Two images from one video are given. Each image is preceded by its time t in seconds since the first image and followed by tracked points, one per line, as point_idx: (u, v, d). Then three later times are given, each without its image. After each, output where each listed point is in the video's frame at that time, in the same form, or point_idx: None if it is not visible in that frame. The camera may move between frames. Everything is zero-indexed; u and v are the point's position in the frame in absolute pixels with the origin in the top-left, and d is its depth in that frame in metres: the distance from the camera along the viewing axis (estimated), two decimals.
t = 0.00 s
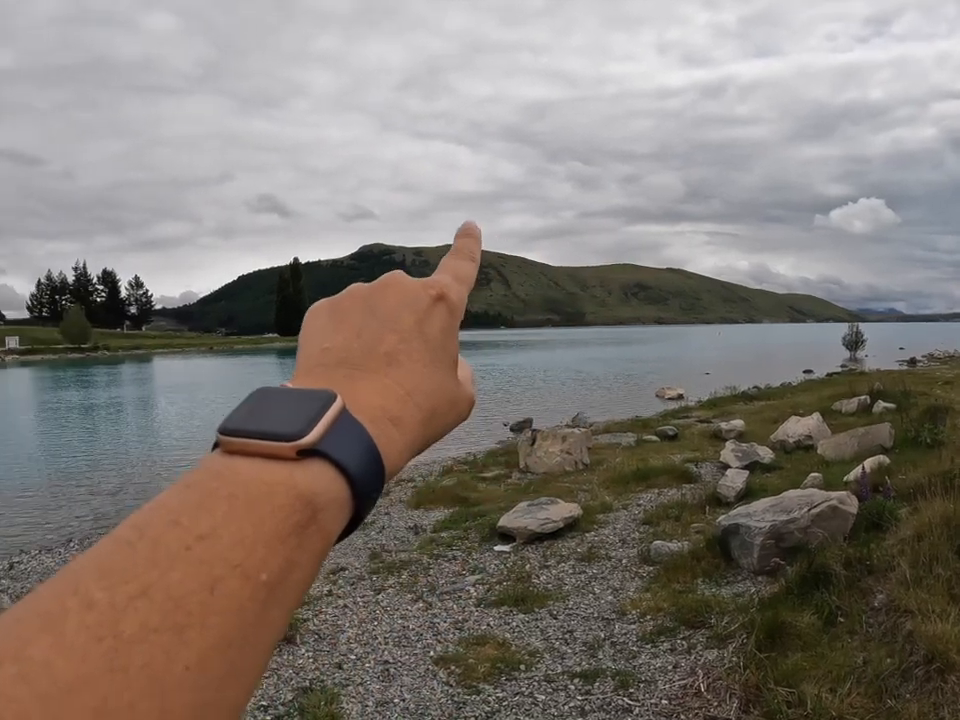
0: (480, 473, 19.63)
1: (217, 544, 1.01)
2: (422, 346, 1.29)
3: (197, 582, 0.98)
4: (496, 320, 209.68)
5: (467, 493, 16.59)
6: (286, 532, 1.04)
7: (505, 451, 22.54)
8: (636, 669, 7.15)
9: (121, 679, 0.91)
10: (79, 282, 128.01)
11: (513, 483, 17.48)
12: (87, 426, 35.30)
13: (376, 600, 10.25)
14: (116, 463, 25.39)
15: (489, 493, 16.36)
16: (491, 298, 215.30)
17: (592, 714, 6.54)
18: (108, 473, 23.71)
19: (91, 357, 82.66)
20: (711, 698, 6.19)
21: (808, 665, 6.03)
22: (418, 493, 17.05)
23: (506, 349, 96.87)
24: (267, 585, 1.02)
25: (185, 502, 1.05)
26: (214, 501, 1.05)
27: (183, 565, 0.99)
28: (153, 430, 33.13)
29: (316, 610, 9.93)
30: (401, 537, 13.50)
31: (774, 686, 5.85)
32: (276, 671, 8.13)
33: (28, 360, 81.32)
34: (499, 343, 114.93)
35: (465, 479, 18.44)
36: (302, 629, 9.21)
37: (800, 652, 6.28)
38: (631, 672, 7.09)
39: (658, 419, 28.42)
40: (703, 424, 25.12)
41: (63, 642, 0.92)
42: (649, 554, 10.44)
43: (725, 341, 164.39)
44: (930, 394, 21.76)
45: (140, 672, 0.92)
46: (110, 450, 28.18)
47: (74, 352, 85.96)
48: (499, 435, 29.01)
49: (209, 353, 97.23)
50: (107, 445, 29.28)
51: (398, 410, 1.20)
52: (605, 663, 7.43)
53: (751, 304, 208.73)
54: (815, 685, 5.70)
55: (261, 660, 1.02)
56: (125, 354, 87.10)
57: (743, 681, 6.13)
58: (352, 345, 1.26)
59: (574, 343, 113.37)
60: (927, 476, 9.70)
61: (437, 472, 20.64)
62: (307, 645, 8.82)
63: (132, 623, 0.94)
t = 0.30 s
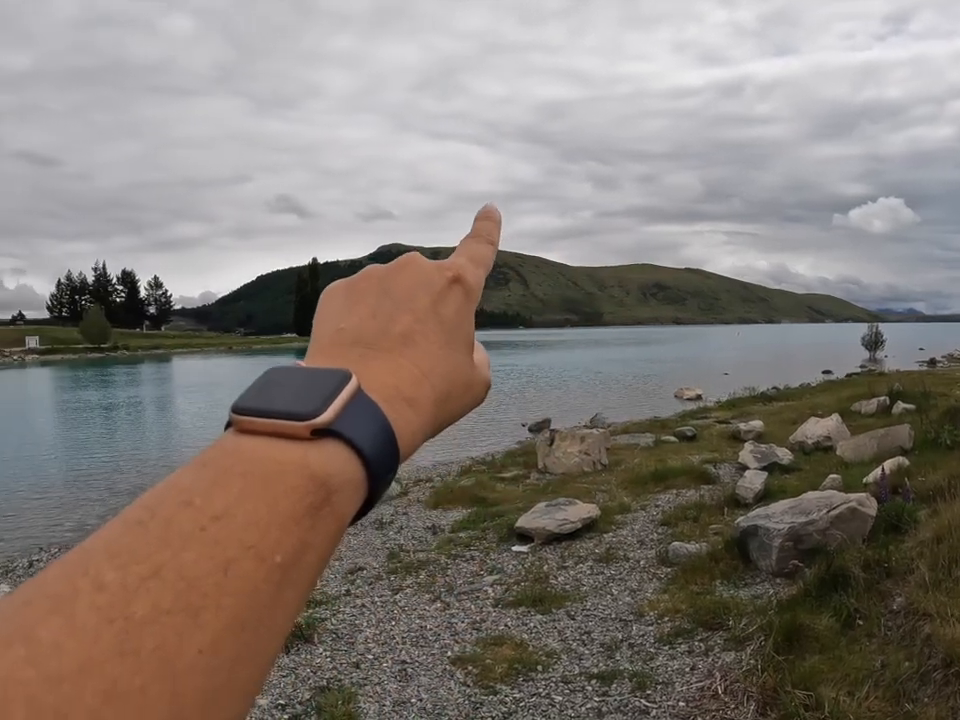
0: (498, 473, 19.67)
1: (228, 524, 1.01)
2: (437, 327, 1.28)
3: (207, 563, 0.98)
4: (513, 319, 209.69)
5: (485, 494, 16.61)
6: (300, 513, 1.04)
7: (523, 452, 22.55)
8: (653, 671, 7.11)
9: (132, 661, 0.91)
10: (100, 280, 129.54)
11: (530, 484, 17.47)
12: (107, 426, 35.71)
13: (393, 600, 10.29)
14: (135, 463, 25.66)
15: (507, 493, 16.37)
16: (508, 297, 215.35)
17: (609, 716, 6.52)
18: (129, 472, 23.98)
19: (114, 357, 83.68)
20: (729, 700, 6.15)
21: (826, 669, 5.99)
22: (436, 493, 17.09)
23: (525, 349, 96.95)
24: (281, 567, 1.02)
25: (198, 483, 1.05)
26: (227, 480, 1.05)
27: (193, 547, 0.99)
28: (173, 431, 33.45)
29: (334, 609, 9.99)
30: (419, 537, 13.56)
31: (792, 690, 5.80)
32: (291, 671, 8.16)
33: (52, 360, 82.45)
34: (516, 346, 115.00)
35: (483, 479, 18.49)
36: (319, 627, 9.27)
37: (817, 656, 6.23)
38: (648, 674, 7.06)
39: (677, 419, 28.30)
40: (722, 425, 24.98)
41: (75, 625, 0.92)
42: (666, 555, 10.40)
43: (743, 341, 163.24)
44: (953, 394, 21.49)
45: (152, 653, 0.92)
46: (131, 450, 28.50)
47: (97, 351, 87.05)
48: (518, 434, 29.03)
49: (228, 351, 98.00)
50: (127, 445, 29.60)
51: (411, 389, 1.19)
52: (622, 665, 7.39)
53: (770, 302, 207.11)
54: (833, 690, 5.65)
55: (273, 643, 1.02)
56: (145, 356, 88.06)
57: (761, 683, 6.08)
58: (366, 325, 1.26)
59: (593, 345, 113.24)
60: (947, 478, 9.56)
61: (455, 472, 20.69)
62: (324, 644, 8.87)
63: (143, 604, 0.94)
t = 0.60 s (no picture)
0: (510, 474, 19.66)
1: (266, 516, 1.00)
2: (474, 317, 1.27)
3: (246, 557, 0.98)
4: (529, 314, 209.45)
5: (496, 494, 16.62)
6: (339, 505, 1.03)
7: (535, 452, 22.52)
8: (664, 672, 7.08)
9: (171, 659, 0.91)
10: (118, 276, 130.82)
11: (542, 484, 17.46)
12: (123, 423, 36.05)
13: (405, 600, 10.33)
14: (151, 462, 25.92)
15: (518, 493, 16.38)
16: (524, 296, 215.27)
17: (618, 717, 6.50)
18: (144, 471, 24.22)
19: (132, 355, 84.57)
20: (739, 703, 6.12)
21: (837, 671, 5.94)
22: (447, 493, 17.12)
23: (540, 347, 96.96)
24: (319, 560, 1.02)
25: (235, 476, 1.05)
26: (265, 470, 1.05)
27: (231, 541, 0.99)
28: (188, 429, 33.76)
29: (345, 610, 10.05)
30: (430, 537, 13.60)
31: (802, 692, 5.76)
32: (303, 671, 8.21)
33: (70, 359, 83.38)
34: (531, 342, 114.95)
35: (494, 479, 18.52)
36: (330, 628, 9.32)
37: (828, 658, 6.19)
38: (659, 675, 7.03)
39: (690, 419, 28.16)
40: (735, 425, 24.82)
41: (113, 622, 0.92)
42: (678, 556, 10.35)
43: (760, 336, 162.06)
44: None
45: (191, 652, 0.92)
46: (146, 449, 28.79)
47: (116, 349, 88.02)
48: (530, 434, 29.03)
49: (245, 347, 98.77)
50: (142, 444, 29.89)
51: (449, 379, 1.18)
52: (633, 666, 7.37)
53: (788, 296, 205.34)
54: (843, 691, 5.60)
55: (313, 633, 1.02)
56: (162, 354, 88.95)
57: (771, 685, 6.04)
58: (401, 313, 1.25)
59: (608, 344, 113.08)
60: None
61: (468, 472, 20.71)
62: (336, 644, 8.93)
63: (180, 601, 0.94)
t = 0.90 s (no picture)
0: (515, 474, 19.63)
1: (273, 543, 1.00)
2: (478, 339, 1.27)
3: (253, 585, 0.98)
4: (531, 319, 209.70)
5: (501, 494, 16.59)
6: (345, 533, 1.04)
7: (540, 452, 22.48)
8: (669, 672, 7.06)
9: (181, 687, 0.91)
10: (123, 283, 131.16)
11: (548, 485, 17.42)
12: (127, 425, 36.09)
13: (410, 600, 10.29)
14: (154, 462, 25.91)
15: (524, 494, 16.34)
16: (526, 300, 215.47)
17: (625, 717, 6.47)
18: (148, 472, 24.21)
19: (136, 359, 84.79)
20: (745, 702, 6.09)
21: (843, 671, 5.91)
22: (453, 493, 17.09)
23: (543, 349, 97.07)
24: (328, 586, 1.02)
25: (243, 501, 1.05)
26: (271, 498, 1.04)
27: (238, 571, 0.98)
28: (192, 430, 33.76)
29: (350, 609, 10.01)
30: (437, 537, 13.57)
31: (808, 692, 5.72)
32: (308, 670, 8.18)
33: (74, 360, 83.55)
34: (534, 345, 115.01)
35: (500, 479, 18.48)
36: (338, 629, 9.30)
37: (834, 658, 6.16)
38: (664, 675, 7.00)
39: (695, 419, 28.09)
40: (740, 426, 24.79)
41: (122, 653, 0.92)
42: (683, 556, 10.32)
43: (762, 339, 162.08)
44: None
45: (201, 677, 0.92)
46: (150, 449, 28.81)
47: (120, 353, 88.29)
48: (534, 435, 29.00)
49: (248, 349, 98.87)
50: (146, 445, 29.86)
51: (454, 402, 1.19)
52: (639, 666, 7.34)
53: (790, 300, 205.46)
54: (848, 691, 5.57)
55: (321, 658, 1.03)
56: (166, 354, 89.04)
57: (777, 685, 6.00)
58: (405, 335, 1.26)
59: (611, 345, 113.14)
60: None
61: (473, 473, 20.69)
62: (342, 645, 8.90)
63: (190, 631, 0.94)
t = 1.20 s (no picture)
0: (519, 474, 19.62)
1: (278, 541, 1.00)
2: (481, 338, 1.27)
3: (258, 583, 0.98)
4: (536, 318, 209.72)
5: (506, 494, 16.59)
6: (349, 530, 1.04)
7: (545, 452, 22.47)
8: (674, 672, 7.05)
9: (186, 684, 0.91)
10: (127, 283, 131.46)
11: (552, 485, 17.41)
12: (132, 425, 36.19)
13: (414, 600, 10.28)
14: (159, 462, 25.97)
15: (528, 494, 16.32)
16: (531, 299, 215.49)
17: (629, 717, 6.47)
18: (153, 472, 24.23)
19: (142, 359, 85.04)
20: (750, 703, 6.07)
21: (847, 672, 5.89)
22: (457, 493, 17.09)
23: (548, 348, 97.09)
24: (331, 584, 1.02)
25: (247, 500, 1.05)
26: (276, 495, 1.05)
27: (244, 568, 0.99)
28: (197, 430, 33.82)
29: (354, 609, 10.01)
30: (441, 537, 13.57)
31: (813, 693, 5.70)
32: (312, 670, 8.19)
33: (79, 359, 83.83)
34: (538, 345, 115.04)
35: (504, 479, 18.49)
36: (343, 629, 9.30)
37: (839, 658, 6.13)
38: (669, 675, 6.99)
39: (700, 419, 28.04)
40: (745, 426, 24.75)
41: (127, 651, 0.93)
42: (688, 556, 10.31)
43: (768, 337, 161.85)
44: None
45: (207, 676, 0.92)
46: (155, 449, 28.89)
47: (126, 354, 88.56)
48: (539, 434, 28.99)
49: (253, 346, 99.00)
50: (150, 445, 29.91)
51: (458, 401, 1.19)
52: (643, 666, 7.33)
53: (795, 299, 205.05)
54: (854, 693, 5.55)
55: (325, 656, 1.03)
56: (170, 354, 89.25)
57: (781, 686, 5.98)
58: (409, 333, 1.25)
59: (616, 344, 113.09)
60: None
61: (477, 473, 20.69)
62: (346, 644, 8.90)
63: (194, 627, 0.94)
